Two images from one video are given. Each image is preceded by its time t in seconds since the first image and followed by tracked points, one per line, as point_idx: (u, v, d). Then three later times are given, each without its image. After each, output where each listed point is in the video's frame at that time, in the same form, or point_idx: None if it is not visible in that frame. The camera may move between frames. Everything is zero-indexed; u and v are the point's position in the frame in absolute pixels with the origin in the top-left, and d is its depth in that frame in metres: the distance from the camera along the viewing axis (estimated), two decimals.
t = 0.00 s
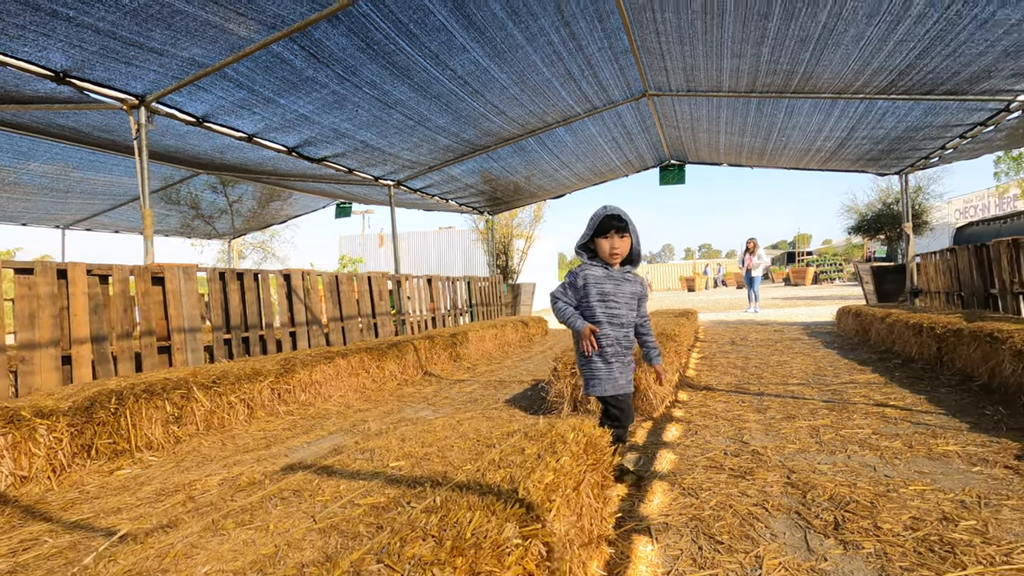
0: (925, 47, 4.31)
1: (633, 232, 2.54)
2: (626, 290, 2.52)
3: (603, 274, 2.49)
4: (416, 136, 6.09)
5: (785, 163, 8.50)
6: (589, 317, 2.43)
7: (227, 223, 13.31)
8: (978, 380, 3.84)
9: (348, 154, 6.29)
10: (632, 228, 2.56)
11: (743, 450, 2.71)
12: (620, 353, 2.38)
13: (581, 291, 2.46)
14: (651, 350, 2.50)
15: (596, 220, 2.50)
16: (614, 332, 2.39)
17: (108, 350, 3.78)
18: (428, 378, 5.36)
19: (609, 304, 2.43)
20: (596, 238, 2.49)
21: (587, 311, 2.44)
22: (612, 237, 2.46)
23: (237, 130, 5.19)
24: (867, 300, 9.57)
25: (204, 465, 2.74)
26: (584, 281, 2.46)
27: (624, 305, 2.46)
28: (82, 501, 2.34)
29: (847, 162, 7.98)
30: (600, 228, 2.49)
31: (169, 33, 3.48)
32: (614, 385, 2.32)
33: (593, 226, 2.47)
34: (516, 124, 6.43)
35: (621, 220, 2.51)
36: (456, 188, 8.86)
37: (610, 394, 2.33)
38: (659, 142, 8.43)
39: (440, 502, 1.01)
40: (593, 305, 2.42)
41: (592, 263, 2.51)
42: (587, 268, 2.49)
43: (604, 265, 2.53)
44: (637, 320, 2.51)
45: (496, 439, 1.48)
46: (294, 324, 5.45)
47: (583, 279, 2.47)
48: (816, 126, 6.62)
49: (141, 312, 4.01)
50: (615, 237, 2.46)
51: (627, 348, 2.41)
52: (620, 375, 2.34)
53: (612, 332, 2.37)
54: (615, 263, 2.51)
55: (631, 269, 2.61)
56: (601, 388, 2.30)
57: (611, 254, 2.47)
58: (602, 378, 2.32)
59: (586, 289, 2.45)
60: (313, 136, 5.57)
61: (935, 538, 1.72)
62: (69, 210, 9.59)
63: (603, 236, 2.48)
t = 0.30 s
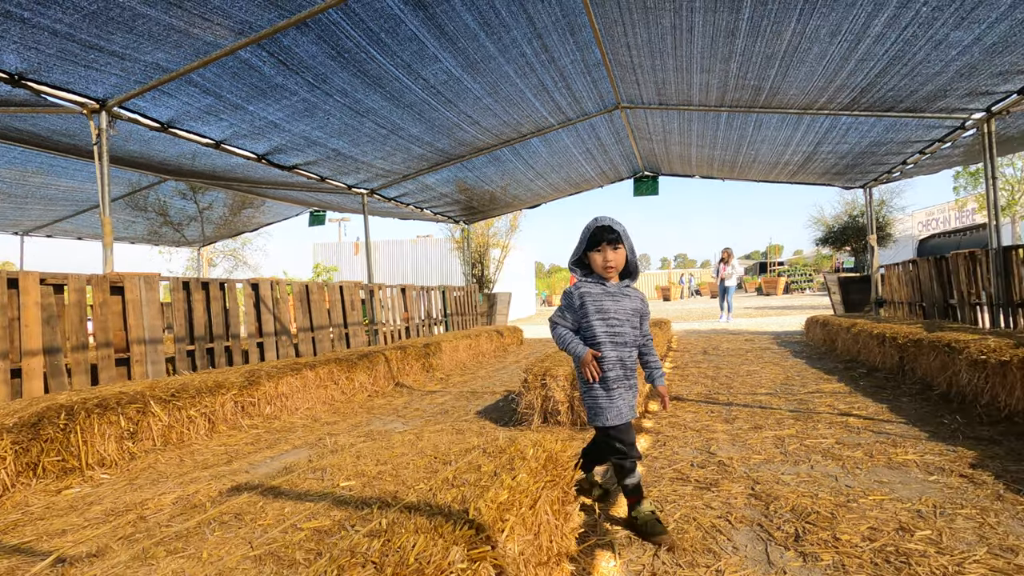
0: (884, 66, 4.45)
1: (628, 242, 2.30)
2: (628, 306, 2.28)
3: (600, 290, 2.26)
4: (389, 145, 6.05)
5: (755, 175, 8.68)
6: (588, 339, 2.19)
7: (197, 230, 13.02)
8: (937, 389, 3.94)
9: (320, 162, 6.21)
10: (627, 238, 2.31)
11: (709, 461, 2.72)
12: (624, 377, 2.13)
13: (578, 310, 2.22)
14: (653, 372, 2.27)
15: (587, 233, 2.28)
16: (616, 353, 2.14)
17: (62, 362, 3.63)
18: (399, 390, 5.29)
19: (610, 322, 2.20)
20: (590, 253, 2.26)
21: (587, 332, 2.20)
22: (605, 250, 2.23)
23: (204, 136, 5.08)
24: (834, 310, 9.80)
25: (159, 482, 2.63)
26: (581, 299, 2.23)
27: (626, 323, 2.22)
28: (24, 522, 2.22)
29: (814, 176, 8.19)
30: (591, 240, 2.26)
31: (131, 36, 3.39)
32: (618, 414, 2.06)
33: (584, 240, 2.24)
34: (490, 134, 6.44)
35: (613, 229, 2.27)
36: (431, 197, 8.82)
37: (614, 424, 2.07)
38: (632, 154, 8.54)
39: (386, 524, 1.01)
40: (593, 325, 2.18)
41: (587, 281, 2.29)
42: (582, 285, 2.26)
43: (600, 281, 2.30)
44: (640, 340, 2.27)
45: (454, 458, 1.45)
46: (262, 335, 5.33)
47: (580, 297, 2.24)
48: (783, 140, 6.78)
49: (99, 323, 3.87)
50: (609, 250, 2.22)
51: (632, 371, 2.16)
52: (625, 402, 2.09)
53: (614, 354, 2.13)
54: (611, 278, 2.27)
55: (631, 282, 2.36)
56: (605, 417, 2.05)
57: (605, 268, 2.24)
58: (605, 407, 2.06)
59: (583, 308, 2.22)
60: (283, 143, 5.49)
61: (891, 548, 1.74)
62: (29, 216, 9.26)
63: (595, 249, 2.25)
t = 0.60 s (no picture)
0: (855, 78, 4.55)
1: (618, 241, 2.09)
2: (619, 306, 2.09)
3: (588, 293, 2.09)
4: (368, 150, 6.00)
5: (732, 184, 8.80)
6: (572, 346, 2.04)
7: (172, 234, 12.76)
8: (907, 396, 4.02)
9: (298, 167, 6.14)
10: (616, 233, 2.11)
11: (684, 469, 2.73)
12: (609, 386, 1.94)
13: (562, 315, 2.07)
14: (651, 375, 2.05)
15: (573, 233, 2.12)
16: (598, 359, 1.98)
17: (23, 371, 3.51)
18: (376, 398, 5.22)
19: (595, 328, 2.02)
20: (576, 254, 2.10)
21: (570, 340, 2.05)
22: (589, 253, 2.06)
23: (177, 139, 4.99)
24: (809, 316, 9.97)
25: (123, 493, 2.55)
26: (565, 303, 2.08)
27: (614, 326, 2.03)
28: None
29: (790, 184, 8.34)
30: (575, 242, 2.10)
31: (100, 36, 3.31)
32: (596, 424, 1.89)
33: (568, 242, 2.09)
34: (470, 140, 6.43)
35: (598, 227, 2.08)
36: (411, 202, 8.78)
37: (592, 436, 1.91)
38: (612, 161, 8.61)
39: (347, 542, 1.01)
40: (574, 331, 2.03)
41: (574, 283, 2.13)
42: (568, 289, 2.12)
43: (590, 283, 2.14)
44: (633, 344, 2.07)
45: (422, 473, 1.43)
46: (236, 341, 5.22)
47: (563, 301, 2.09)
48: (759, 150, 6.89)
49: (64, 330, 3.75)
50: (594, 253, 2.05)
51: (619, 377, 1.96)
52: (607, 413, 1.90)
53: (594, 360, 1.97)
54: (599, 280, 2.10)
55: (625, 282, 2.17)
56: (580, 430, 1.89)
57: (590, 270, 2.08)
58: (581, 418, 1.91)
59: (567, 312, 2.07)
60: (259, 147, 5.41)
61: (859, 555, 1.76)
62: None
63: (579, 251, 2.08)
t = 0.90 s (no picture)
0: (838, 85, 4.64)
1: (603, 245, 1.90)
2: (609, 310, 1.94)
3: (579, 299, 2.00)
4: (355, 151, 5.97)
5: (717, 188, 8.91)
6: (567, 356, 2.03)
7: (153, 235, 12.55)
8: (888, 397, 4.10)
9: (283, 167, 6.08)
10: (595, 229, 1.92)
11: (671, 470, 2.75)
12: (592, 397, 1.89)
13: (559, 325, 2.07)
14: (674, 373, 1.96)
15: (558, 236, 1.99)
16: (580, 370, 1.94)
17: None
18: (362, 400, 5.18)
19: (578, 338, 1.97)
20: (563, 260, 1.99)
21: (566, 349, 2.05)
22: (568, 261, 1.94)
23: (160, 137, 4.91)
24: (792, 319, 10.11)
25: (103, 498, 2.50)
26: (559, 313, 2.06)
27: (595, 334, 1.92)
28: None
29: (773, 189, 8.46)
30: (559, 247, 1.98)
31: (82, 32, 3.25)
32: (580, 436, 1.89)
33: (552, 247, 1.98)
34: (458, 142, 6.43)
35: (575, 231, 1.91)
36: (398, 204, 8.73)
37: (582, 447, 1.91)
38: (599, 165, 8.67)
39: (339, 544, 1.00)
40: (564, 341, 2.02)
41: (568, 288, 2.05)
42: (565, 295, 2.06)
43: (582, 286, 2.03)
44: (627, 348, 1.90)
45: (413, 474, 1.42)
46: (219, 343, 5.15)
47: (559, 312, 2.07)
48: (744, 155, 6.98)
49: (41, 332, 3.67)
50: (573, 261, 1.92)
51: (602, 388, 1.88)
52: (590, 426, 1.86)
53: (576, 372, 1.94)
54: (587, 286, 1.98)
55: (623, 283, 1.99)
56: (570, 441, 1.91)
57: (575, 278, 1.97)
58: (570, 430, 1.93)
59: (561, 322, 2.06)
60: (245, 147, 5.35)
61: (844, 554, 1.79)
62: None
63: (560, 258, 1.98)
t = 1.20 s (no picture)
0: (827, 88, 4.68)
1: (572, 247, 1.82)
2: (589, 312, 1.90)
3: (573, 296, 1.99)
4: (345, 150, 5.94)
5: (708, 190, 8.96)
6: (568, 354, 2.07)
7: (140, 234, 12.41)
8: (875, 397, 4.14)
9: (273, 165, 6.03)
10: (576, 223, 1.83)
11: (661, 469, 2.76)
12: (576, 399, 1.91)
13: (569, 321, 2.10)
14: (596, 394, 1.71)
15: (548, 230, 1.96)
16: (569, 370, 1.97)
17: None
18: (352, 400, 5.14)
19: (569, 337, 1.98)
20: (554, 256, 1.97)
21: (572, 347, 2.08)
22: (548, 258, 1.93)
23: (147, 134, 4.85)
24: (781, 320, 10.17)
25: (86, 499, 2.46)
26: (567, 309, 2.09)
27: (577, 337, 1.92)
28: None
29: (763, 191, 8.52)
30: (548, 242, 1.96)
31: (68, 26, 3.21)
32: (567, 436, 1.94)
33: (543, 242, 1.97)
34: (450, 142, 6.42)
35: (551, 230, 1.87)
36: (389, 204, 8.69)
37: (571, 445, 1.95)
38: (590, 166, 8.69)
39: (327, 542, 0.99)
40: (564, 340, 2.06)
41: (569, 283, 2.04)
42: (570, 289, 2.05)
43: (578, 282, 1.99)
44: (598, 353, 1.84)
45: (404, 473, 1.41)
46: (207, 343, 5.09)
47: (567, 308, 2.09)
48: (734, 156, 7.03)
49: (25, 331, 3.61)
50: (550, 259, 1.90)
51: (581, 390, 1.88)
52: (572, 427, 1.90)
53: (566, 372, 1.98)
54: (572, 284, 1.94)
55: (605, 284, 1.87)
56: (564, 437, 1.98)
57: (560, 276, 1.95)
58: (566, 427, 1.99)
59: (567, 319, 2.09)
60: (234, 145, 5.30)
61: (833, 551, 1.80)
62: None
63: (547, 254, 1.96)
